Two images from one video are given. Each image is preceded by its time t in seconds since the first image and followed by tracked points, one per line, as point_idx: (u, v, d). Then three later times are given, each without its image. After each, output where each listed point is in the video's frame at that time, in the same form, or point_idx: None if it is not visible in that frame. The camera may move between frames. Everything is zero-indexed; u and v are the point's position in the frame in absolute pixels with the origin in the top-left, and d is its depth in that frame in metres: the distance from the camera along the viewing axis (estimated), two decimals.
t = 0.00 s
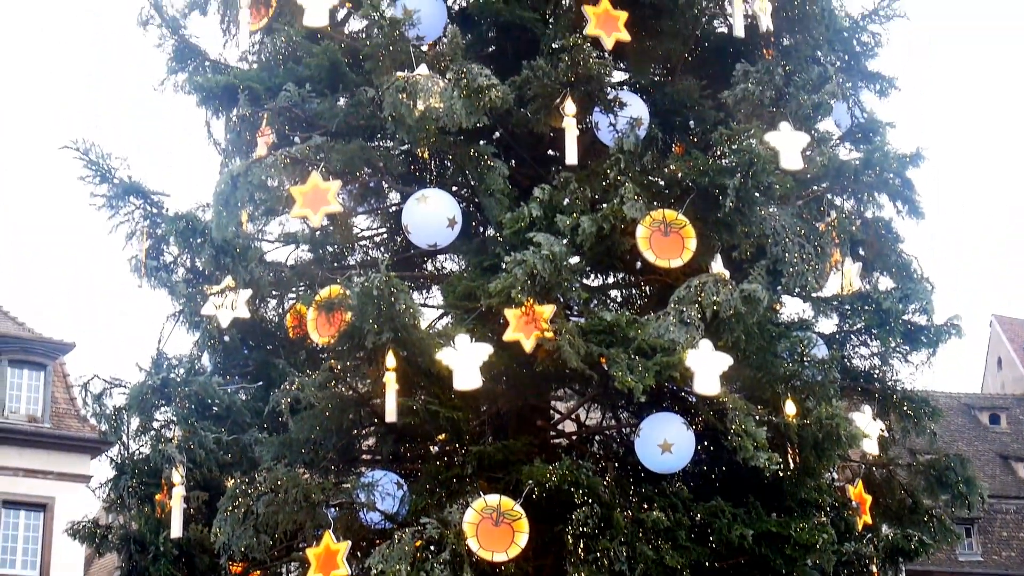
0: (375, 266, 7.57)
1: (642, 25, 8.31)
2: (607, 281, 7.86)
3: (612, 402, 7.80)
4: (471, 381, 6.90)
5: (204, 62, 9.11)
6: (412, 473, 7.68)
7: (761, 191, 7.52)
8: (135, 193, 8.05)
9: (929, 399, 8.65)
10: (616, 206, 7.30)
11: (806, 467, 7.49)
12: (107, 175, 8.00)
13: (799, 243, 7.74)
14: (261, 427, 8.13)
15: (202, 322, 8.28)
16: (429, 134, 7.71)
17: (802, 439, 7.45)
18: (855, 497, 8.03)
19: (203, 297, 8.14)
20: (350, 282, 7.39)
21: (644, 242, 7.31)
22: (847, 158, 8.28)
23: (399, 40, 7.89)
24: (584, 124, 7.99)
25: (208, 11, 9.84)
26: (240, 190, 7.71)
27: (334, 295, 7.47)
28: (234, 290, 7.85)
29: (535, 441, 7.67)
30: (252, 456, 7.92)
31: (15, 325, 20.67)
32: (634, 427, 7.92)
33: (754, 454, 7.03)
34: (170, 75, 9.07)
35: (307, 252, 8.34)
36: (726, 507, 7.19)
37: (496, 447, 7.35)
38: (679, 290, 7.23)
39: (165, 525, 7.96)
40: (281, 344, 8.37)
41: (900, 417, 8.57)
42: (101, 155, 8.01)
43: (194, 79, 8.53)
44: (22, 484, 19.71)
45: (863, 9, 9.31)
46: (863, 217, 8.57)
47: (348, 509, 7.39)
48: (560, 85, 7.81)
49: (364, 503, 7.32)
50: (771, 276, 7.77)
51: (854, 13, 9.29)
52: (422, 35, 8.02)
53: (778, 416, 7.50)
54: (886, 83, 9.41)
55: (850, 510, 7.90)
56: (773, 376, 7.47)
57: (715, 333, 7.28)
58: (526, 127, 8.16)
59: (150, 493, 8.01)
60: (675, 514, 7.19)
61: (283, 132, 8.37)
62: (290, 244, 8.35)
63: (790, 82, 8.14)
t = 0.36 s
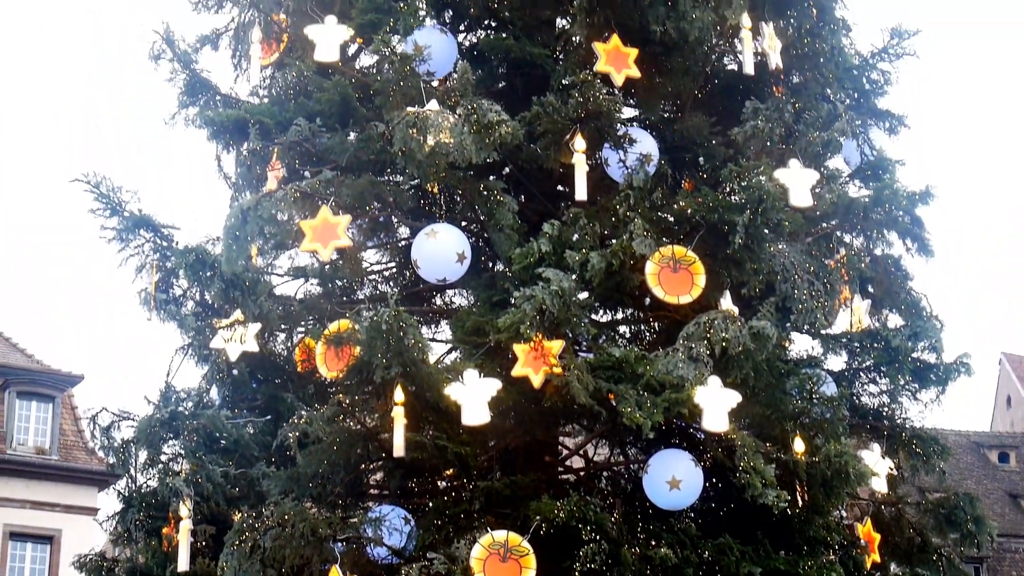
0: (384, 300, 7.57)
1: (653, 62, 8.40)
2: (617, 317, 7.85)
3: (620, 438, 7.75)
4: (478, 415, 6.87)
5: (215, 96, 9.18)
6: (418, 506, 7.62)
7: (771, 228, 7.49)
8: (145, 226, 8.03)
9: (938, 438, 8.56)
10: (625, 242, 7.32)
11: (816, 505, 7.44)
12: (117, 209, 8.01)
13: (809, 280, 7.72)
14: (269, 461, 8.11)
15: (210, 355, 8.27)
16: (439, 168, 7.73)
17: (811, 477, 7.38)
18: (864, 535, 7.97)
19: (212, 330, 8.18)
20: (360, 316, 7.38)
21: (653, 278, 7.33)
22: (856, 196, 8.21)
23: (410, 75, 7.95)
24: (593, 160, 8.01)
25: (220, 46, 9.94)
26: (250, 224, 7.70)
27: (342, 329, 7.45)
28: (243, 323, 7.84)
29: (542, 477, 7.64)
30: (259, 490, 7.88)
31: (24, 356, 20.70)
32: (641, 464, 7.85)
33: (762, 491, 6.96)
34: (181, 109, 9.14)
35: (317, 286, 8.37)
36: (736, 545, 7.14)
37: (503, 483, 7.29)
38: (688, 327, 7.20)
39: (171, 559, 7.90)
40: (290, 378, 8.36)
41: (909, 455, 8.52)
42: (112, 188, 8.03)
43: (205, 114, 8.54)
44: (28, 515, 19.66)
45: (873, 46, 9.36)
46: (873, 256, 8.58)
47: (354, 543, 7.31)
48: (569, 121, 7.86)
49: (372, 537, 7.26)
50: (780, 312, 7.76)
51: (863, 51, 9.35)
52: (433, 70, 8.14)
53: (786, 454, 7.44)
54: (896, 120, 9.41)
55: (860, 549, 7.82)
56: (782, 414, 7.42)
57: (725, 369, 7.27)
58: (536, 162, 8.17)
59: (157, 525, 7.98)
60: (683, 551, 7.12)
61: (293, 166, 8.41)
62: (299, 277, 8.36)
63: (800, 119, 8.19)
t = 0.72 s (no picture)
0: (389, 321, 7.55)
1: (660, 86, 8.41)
2: (622, 339, 7.88)
3: (626, 460, 7.73)
4: (484, 436, 6.86)
5: (222, 118, 9.22)
6: (425, 526, 7.66)
7: (776, 251, 7.51)
8: (152, 248, 8.00)
9: (944, 460, 8.51)
10: (631, 264, 7.30)
11: (822, 527, 7.39)
12: (124, 230, 8.02)
13: (814, 304, 7.72)
14: (274, 482, 8.13)
15: (216, 377, 8.29)
16: (446, 190, 7.73)
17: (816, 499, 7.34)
18: (870, 557, 7.90)
19: (218, 351, 8.23)
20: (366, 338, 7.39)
21: (659, 301, 7.33)
22: (858, 219, 8.23)
23: (416, 98, 7.99)
24: (599, 182, 8.04)
25: (227, 68, 10.01)
26: (256, 246, 7.71)
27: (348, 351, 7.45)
28: (249, 345, 7.90)
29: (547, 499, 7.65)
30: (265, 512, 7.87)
31: (30, 377, 20.69)
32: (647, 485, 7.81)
33: (769, 513, 6.93)
34: (188, 130, 9.16)
35: (323, 307, 8.42)
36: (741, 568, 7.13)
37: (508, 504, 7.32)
38: (694, 348, 7.19)
39: None
40: (295, 399, 8.37)
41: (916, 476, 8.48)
42: (119, 210, 8.02)
43: (211, 137, 8.53)
44: (34, 537, 19.65)
45: (879, 69, 9.39)
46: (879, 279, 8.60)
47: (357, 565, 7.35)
48: (575, 143, 7.88)
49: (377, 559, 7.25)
50: (785, 334, 7.76)
51: (869, 74, 9.37)
52: (439, 92, 8.10)
53: (792, 476, 7.42)
54: (902, 143, 9.47)
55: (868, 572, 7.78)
56: (788, 437, 7.42)
57: (731, 392, 7.26)
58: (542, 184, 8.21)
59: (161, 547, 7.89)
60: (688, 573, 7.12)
61: (299, 187, 8.41)
62: (306, 298, 8.39)
63: (805, 142, 8.22)
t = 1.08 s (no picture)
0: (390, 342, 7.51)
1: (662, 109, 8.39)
2: (624, 362, 7.91)
3: (628, 481, 7.67)
4: (485, 458, 6.83)
5: (225, 139, 9.25)
6: (425, 547, 7.56)
7: (777, 272, 7.47)
8: (154, 269, 8.05)
9: (947, 483, 8.47)
10: (633, 285, 7.31)
11: (825, 552, 7.35)
12: (126, 251, 8.01)
13: (816, 326, 7.73)
14: (275, 503, 8.20)
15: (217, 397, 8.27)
16: (448, 211, 7.72)
17: (818, 523, 7.32)
18: None
19: (220, 372, 8.13)
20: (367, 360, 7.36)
21: (659, 324, 7.32)
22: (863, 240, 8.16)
23: (419, 119, 8.01)
24: (602, 204, 8.04)
25: (230, 89, 10.07)
26: (258, 267, 7.69)
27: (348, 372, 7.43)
28: (250, 366, 7.85)
29: (547, 520, 7.57)
30: (265, 533, 7.89)
31: (31, 397, 20.65)
32: (648, 507, 7.75)
33: (771, 536, 6.88)
34: (190, 151, 9.21)
35: (324, 329, 8.40)
36: None
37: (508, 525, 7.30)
38: (696, 370, 7.21)
39: None
40: (298, 420, 8.38)
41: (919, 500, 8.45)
42: (121, 231, 8.03)
43: (215, 158, 8.52)
44: (33, 558, 19.57)
45: (881, 91, 9.42)
46: (882, 302, 8.61)
47: None
48: (578, 165, 7.87)
49: None
50: (787, 356, 7.75)
51: (871, 96, 9.41)
52: (441, 114, 8.13)
53: (793, 498, 7.44)
54: (903, 166, 9.46)
55: None
56: (790, 459, 7.36)
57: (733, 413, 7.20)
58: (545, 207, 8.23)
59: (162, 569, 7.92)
60: None
61: (302, 208, 8.43)
62: (307, 320, 8.40)
63: (807, 164, 8.23)
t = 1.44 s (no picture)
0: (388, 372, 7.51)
1: (660, 141, 8.48)
2: (621, 393, 7.88)
3: (625, 513, 7.66)
4: (483, 489, 6.80)
5: (224, 168, 9.28)
6: None
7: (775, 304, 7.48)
8: (152, 297, 8.04)
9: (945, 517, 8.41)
10: (631, 316, 7.29)
11: None
12: (124, 280, 8.02)
13: (815, 358, 7.71)
14: (271, 534, 8.03)
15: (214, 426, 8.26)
16: (446, 242, 7.75)
17: (816, 556, 7.27)
18: None
19: (216, 402, 8.13)
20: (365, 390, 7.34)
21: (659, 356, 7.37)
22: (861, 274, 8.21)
23: (418, 149, 8.04)
24: (600, 235, 8.07)
25: (229, 118, 10.11)
26: (256, 296, 7.69)
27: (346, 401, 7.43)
28: (248, 396, 7.87)
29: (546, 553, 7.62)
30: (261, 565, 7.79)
31: (27, 425, 20.56)
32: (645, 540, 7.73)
33: (768, 569, 6.85)
34: (190, 180, 9.24)
35: (322, 358, 8.39)
36: None
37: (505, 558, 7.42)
38: (694, 402, 7.16)
39: None
40: (295, 449, 8.35)
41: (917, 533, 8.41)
42: (119, 259, 8.02)
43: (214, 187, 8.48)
44: None
45: (879, 124, 9.50)
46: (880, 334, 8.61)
47: None
48: (577, 197, 7.92)
49: None
50: (785, 388, 7.74)
51: (869, 129, 9.48)
52: (440, 144, 8.15)
53: (791, 530, 7.42)
54: (902, 199, 9.55)
55: None
56: (788, 492, 7.32)
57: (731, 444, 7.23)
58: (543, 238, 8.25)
59: None
60: None
61: (301, 239, 8.41)
62: (304, 349, 8.39)
63: (805, 196, 8.32)
